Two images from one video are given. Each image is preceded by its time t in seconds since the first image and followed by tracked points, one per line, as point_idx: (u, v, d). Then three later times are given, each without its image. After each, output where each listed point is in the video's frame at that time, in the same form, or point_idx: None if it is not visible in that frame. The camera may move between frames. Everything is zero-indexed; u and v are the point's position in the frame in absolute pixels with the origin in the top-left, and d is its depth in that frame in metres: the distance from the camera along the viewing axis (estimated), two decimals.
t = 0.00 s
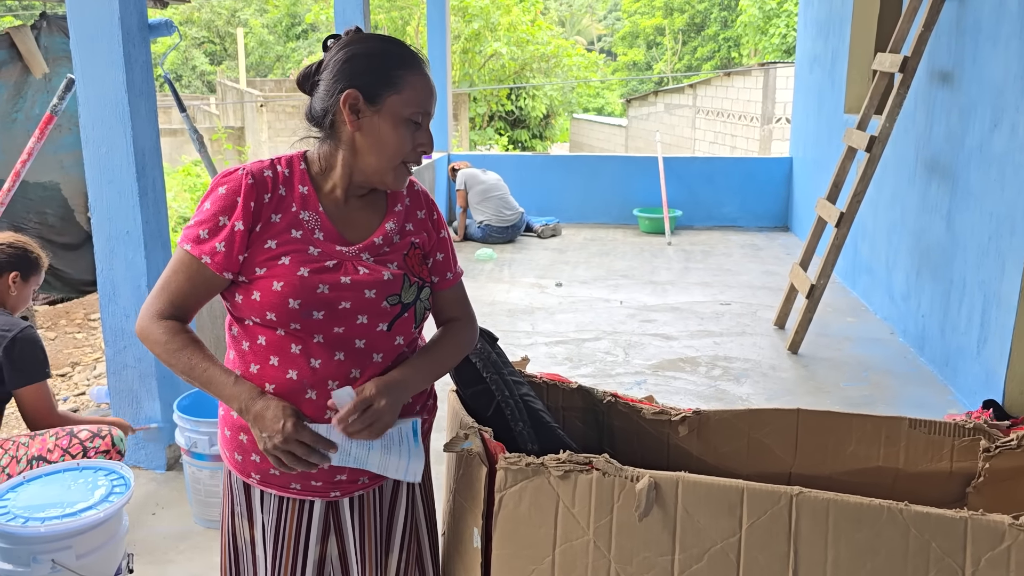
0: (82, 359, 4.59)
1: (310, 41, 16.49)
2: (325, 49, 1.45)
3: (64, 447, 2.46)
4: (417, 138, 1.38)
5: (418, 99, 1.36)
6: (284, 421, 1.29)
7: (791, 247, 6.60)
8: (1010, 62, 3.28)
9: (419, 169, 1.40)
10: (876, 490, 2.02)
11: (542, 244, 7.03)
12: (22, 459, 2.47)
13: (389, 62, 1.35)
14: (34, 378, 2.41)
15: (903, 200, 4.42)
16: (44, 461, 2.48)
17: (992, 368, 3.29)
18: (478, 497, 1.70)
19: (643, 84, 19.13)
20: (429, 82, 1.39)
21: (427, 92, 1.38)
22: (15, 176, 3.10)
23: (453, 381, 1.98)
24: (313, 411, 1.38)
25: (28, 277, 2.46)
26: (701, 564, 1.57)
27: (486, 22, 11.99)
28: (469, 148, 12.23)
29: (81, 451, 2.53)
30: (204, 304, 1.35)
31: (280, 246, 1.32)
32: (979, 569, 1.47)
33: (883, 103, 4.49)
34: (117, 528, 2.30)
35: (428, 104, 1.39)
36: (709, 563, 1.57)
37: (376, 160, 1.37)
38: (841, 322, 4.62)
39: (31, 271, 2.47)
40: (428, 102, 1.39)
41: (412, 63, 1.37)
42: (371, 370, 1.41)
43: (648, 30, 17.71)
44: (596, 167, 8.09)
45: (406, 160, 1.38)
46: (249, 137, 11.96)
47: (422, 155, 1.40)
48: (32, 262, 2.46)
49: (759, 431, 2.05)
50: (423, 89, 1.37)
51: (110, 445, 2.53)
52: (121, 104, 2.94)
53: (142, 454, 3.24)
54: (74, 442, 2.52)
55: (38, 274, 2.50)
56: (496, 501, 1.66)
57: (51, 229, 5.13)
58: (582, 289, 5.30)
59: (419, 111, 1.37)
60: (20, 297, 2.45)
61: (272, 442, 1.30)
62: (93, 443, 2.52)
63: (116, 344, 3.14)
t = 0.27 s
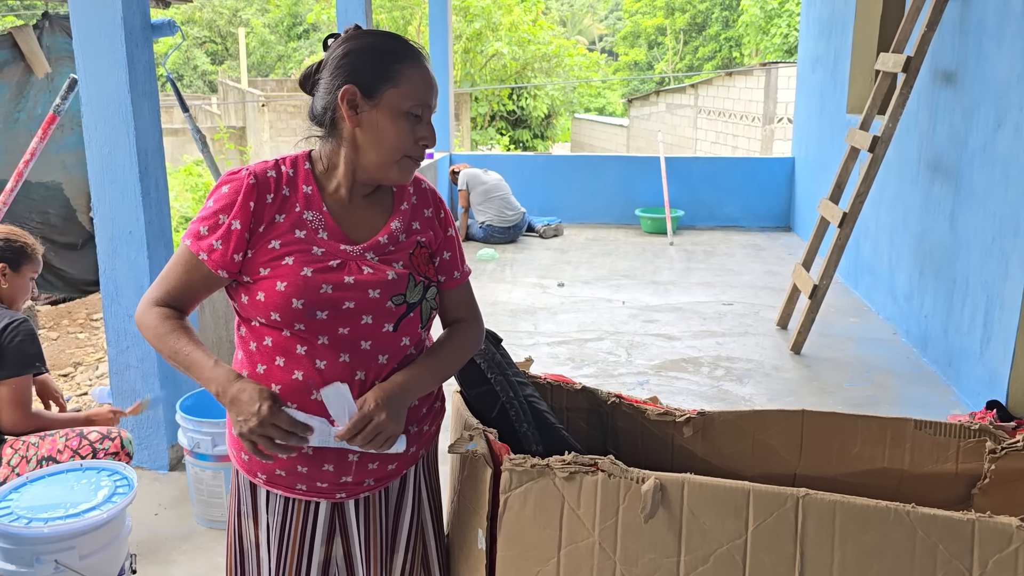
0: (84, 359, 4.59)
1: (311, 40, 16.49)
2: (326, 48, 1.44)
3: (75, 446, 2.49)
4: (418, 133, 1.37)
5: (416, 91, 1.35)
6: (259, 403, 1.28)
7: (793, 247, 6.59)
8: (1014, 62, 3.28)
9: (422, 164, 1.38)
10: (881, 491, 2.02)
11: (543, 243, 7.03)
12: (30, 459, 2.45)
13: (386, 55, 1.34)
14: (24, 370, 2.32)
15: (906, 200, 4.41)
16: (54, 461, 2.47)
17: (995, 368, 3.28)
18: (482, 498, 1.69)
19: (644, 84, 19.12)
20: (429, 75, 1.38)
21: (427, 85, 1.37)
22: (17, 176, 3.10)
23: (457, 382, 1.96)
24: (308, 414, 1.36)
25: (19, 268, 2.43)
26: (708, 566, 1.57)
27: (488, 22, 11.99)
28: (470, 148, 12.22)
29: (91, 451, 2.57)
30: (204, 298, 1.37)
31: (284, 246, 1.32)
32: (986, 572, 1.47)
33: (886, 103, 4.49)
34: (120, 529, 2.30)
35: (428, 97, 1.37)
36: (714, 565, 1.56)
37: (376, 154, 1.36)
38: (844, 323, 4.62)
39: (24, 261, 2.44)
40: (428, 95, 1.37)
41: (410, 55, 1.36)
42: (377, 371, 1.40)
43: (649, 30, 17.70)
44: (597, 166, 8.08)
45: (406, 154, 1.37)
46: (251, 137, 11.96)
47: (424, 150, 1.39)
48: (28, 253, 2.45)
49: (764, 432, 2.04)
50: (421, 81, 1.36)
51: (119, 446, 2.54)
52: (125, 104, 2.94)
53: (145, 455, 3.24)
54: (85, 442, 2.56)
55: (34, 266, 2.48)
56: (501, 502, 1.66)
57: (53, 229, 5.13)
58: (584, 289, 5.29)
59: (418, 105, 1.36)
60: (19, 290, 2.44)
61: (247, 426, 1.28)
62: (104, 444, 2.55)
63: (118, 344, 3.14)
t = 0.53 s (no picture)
0: (87, 358, 4.60)
1: (312, 41, 16.51)
2: (336, 49, 1.45)
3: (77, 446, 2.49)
4: (429, 134, 1.37)
5: (426, 92, 1.35)
6: (280, 385, 1.29)
7: (794, 247, 6.60)
8: (1016, 63, 3.28)
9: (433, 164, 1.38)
10: (882, 490, 2.03)
11: (545, 243, 7.03)
12: (35, 457, 2.49)
13: (397, 57, 1.35)
14: (23, 358, 1.96)
15: (907, 201, 4.42)
16: (58, 459, 2.50)
17: (996, 368, 3.29)
18: (485, 499, 1.69)
19: (645, 84, 19.12)
20: (439, 75, 1.38)
21: (437, 85, 1.37)
22: (21, 176, 3.11)
23: (461, 382, 1.98)
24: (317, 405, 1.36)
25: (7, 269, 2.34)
26: (710, 565, 1.57)
27: (489, 22, 12.00)
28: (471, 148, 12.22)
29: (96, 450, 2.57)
30: (223, 301, 1.40)
31: (289, 247, 1.33)
32: (988, 571, 1.48)
33: (887, 104, 4.49)
34: (124, 528, 2.30)
35: (439, 98, 1.38)
36: (717, 565, 1.57)
37: (387, 156, 1.36)
38: (845, 323, 4.62)
39: (14, 251, 2.07)
40: (438, 96, 1.37)
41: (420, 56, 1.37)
42: (382, 372, 1.40)
43: (650, 30, 17.72)
44: (599, 166, 8.09)
45: (419, 155, 1.37)
46: (252, 137, 11.97)
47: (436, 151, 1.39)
48: (23, 243, 2.08)
49: (766, 432, 2.05)
50: (431, 82, 1.36)
51: (123, 445, 2.52)
52: (128, 105, 2.94)
53: (147, 454, 3.25)
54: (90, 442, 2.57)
55: (31, 258, 2.11)
56: (505, 502, 1.66)
57: (55, 229, 5.14)
58: (585, 289, 5.30)
59: (429, 107, 1.36)
60: (16, 283, 2.08)
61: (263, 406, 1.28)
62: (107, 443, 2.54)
63: (121, 344, 3.14)
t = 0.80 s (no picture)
0: (88, 358, 4.61)
1: (313, 40, 16.51)
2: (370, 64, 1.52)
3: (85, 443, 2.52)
4: (412, 118, 1.35)
5: (401, 75, 1.34)
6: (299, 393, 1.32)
7: (794, 247, 6.60)
8: (1016, 63, 3.28)
9: (418, 148, 1.35)
10: (882, 490, 2.03)
11: (545, 243, 7.03)
12: (40, 455, 2.50)
13: (372, 45, 1.36)
14: (28, 359, 1.95)
15: (908, 200, 4.42)
16: (64, 456, 2.51)
17: (997, 368, 3.29)
18: (486, 498, 1.70)
19: (645, 84, 19.12)
20: (419, 58, 1.36)
21: (416, 68, 1.36)
22: (22, 177, 3.11)
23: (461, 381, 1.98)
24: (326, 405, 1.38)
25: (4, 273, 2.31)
26: (709, 565, 1.58)
27: (489, 22, 12.01)
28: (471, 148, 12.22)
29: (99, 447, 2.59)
30: (239, 295, 1.40)
31: (305, 244, 1.34)
32: (988, 571, 1.48)
33: (888, 104, 4.49)
34: (125, 528, 2.31)
35: (419, 81, 1.36)
36: (717, 564, 1.57)
37: (374, 145, 1.36)
38: (845, 323, 4.62)
39: (11, 250, 2.07)
40: (418, 79, 1.36)
41: (397, 42, 1.36)
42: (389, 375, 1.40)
43: (651, 29, 17.72)
44: (599, 166, 8.09)
45: (403, 140, 1.35)
46: (252, 137, 11.97)
47: (423, 136, 1.36)
48: (19, 242, 2.08)
49: (766, 432, 2.05)
50: (408, 67, 1.35)
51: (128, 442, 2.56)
52: (129, 105, 2.95)
53: (148, 454, 3.25)
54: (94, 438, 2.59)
55: (30, 256, 2.11)
56: (505, 502, 1.67)
57: (56, 229, 5.14)
58: (586, 289, 5.30)
59: (407, 90, 1.35)
60: (16, 282, 2.09)
61: (292, 418, 1.33)
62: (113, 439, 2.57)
63: (122, 344, 3.14)
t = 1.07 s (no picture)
0: (89, 358, 4.60)
1: (313, 40, 16.52)
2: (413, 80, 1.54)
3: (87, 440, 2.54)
4: (394, 112, 1.34)
5: (381, 73, 1.35)
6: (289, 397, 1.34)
7: (795, 246, 6.60)
8: (1018, 63, 3.28)
9: (396, 140, 1.33)
10: (885, 491, 2.03)
11: (546, 243, 7.03)
12: (44, 452, 2.51)
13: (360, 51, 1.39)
14: (33, 359, 1.96)
15: (909, 200, 4.42)
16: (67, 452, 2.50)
17: (999, 368, 3.28)
18: (487, 498, 1.70)
19: (646, 84, 19.11)
20: (402, 53, 1.36)
21: (397, 63, 1.35)
22: (24, 177, 3.11)
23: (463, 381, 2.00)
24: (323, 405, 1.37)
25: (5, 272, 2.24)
26: (711, 565, 1.57)
27: (490, 22, 12.03)
28: (472, 148, 12.22)
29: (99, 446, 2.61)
30: (254, 290, 1.43)
31: (315, 249, 1.33)
32: (990, 571, 1.48)
33: (889, 103, 4.49)
34: (126, 528, 2.30)
35: (402, 75, 1.35)
36: (719, 564, 1.57)
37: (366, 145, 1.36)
38: (846, 323, 4.62)
39: (19, 249, 2.07)
40: (401, 73, 1.35)
41: (381, 43, 1.38)
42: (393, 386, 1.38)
43: (651, 29, 17.72)
44: (600, 166, 8.09)
45: (387, 134, 1.34)
46: (253, 137, 11.97)
47: (408, 128, 1.33)
48: (27, 241, 2.08)
49: (768, 432, 2.05)
50: (389, 63, 1.35)
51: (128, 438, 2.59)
52: (130, 105, 2.95)
53: (149, 453, 3.26)
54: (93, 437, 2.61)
55: (38, 255, 2.11)
56: (507, 502, 1.67)
57: (57, 229, 5.14)
58: (586, 289, 5.30)
59: (387, 86, 1.35)
60: (23, 281, 2.09)
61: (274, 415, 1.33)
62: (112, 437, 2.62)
63: (123, 344, 3.14)
